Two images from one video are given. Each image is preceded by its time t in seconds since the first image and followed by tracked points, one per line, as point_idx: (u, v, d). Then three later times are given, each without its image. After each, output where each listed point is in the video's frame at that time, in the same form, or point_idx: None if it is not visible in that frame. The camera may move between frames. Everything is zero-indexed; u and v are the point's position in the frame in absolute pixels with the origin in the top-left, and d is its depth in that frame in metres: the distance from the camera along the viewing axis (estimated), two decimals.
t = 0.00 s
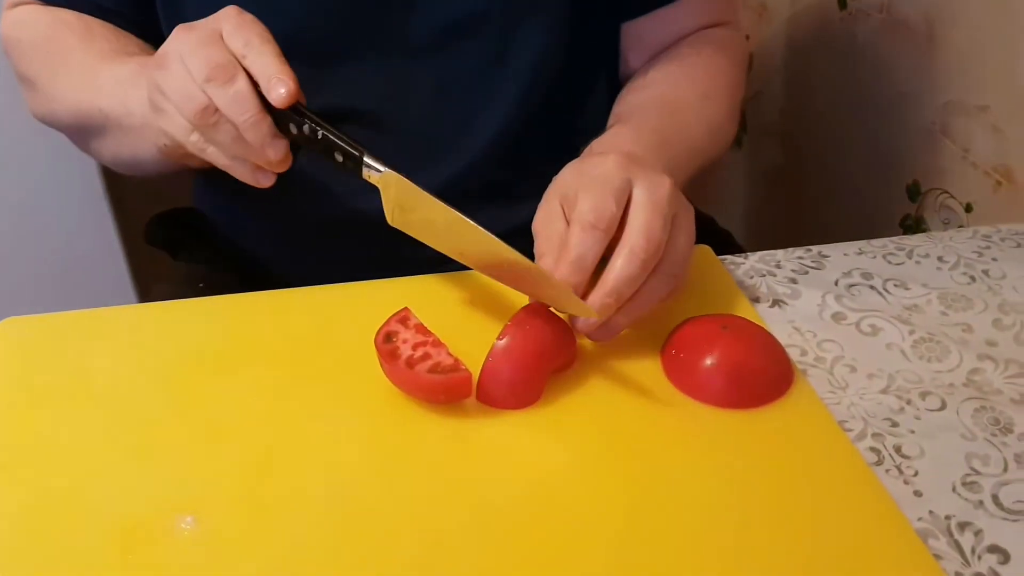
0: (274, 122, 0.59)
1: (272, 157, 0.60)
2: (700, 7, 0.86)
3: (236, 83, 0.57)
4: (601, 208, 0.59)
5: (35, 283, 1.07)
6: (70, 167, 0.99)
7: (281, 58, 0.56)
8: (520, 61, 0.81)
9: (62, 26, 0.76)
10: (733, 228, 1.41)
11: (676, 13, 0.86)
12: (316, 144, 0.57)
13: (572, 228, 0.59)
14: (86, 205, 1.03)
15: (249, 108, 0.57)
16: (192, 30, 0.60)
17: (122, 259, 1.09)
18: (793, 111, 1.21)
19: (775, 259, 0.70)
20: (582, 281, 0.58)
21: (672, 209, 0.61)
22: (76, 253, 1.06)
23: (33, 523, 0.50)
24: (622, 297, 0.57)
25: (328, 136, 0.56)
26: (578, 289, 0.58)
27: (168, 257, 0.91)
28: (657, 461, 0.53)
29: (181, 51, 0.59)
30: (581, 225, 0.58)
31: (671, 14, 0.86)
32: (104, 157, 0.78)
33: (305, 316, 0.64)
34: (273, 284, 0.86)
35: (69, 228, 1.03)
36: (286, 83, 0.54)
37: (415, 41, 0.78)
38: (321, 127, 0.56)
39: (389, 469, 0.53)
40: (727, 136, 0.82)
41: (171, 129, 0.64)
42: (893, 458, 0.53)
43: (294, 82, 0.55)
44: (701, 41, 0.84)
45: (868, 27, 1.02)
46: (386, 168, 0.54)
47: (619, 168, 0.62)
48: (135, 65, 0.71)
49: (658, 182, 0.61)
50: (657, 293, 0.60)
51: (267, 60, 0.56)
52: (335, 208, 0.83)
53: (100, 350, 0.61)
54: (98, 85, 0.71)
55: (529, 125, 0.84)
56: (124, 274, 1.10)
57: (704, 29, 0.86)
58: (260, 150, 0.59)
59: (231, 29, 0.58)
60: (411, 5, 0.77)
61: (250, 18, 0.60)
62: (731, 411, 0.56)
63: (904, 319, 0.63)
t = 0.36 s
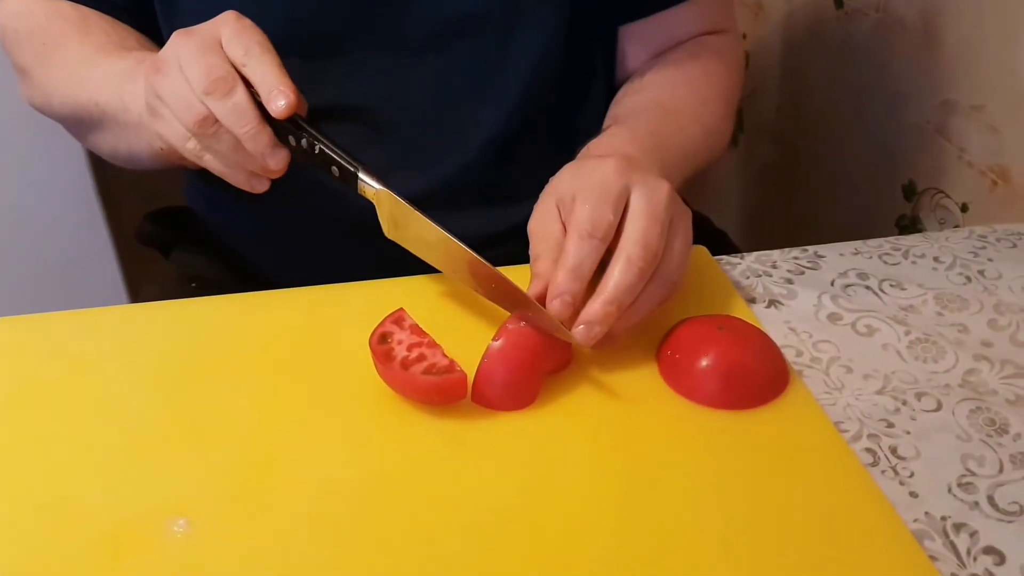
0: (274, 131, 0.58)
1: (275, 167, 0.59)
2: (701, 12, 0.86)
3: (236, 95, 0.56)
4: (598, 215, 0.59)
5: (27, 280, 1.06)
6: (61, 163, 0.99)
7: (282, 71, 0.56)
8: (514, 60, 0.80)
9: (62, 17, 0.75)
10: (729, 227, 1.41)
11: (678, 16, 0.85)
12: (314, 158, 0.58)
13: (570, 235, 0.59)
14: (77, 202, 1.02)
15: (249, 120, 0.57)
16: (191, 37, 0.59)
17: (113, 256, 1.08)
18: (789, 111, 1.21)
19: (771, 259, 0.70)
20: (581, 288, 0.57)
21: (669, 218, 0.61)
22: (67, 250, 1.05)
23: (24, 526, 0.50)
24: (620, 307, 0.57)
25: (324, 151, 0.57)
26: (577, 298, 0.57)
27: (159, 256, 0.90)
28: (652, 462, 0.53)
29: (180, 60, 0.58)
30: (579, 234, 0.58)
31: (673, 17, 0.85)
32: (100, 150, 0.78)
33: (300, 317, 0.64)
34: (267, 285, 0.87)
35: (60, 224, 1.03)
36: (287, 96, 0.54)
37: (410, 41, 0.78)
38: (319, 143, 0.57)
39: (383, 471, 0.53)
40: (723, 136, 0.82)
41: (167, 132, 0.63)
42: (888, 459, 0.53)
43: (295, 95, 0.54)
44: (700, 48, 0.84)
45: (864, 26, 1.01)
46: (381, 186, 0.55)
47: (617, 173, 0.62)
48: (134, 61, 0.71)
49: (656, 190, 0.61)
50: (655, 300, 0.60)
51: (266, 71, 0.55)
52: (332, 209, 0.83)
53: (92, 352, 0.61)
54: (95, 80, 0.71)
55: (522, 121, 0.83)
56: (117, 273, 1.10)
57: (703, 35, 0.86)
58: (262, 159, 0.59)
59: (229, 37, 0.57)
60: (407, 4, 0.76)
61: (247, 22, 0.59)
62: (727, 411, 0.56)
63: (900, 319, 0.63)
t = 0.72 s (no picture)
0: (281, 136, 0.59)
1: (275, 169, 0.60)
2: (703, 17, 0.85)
3: (244, 101, 0.57)
4: (598, 219, 0.59)
5: (22, 275, 1.06)
6: (57, 159, 0.98)
7: (273, 33, 0.55)
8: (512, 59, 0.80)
9: None
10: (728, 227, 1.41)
11: (682, 21, 0.85)
12: (320, 162, 0.58)
13: (568, 238, 0.59)
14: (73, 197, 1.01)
15: (252, 121, 0.57)
16: (192, 26, 0.58)
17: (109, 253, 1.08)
18: (788, 111, 1.21)
19: (770, 260, 0.70)
20: (578, 292, 0.57)
21: (668, 220, 0.61)
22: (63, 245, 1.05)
23: (20, 529, 0.50)
24: (616, 310, 0.57)
25: (330, 154, 0.57)
26: (574, 301, 0.57)
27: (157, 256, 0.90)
28: (651, 464, 0.53)
29: (184, 54, 0.58)
30: (577, 236, 0.58)
31: (676, 22, 0.85)
32: (90, 133, 0.78)
33: (298, 318, 0.64)
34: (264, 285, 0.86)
35: (55, 220, 1.02)
36: (276, 56, 0.53)
37: (409, 41, 0.78)
38: (325, 145, 0.57)
39: (380, 473, 0.52)
40: (722, 136, 0.81)
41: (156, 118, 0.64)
42: (887, 460, 0.53)
43: (286, 54, 0.54)
44: (702, 53, 0.84)
45: (863, 26, 1.01)
46: (386, 189, 0.55)
47: (617, 175, 0.62)
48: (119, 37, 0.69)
49: (655, 191, 0.61)
50: (653, 302, 0.60)
51: (258, 36, 0.55)
52: (330, 209, 0.83)
53: (88, 353, 0.61)
54: (80, 57, 0.70)
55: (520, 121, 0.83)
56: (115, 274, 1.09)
57: (703, 41, 0.86)
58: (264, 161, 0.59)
59: (229, 19, 0.57)
60: (406, 4, 0.76)
61: (249, 5, 0.58)
62: (725, 413, 0.56)
63: (898, 320, 0.63)
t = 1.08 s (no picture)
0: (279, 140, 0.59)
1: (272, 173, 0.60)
2: (705, 23, 0.85)
3: (242, 106, 0.57)
4: (599, 221, 0.59)
5: (23, 275, 1.06)
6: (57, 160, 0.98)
7: (270, 38, 0.55)
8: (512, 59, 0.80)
9: None
10: (728, 227, 1.41)
11: (683, 25, 0.85)
12: (321, 166, 0.58)
13: (569, 240, 0.59)
14: (73, 198, 1.01)
15: (250, 126, 0.57)
16: (189, 24, 0.58)
17: (110, 254, 1.07)
18: (788, 112, 1.21)
19: (770, 260, 0.70)
20: (580, 294, 0.57)
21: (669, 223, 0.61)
22: (63, 245, 1.05)
23: (19, 530, 0.50)
24: (619, 313, 0.57)
25: (333, 160, 0.57)
26: (575, 303, 0.57)
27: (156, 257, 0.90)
28: (651, 465, 0.53)
29: (181, 52, 0.58)
30: (578, 239, 0.58)
31: (677, 26, 0.85)
32: (75, 124, 0.76)
33: (297, 319, 0.64)
34: (263, 287, 0.86)
35: (56, 221, 1.02)
36: (273, 65, 0.53)
37: (409, 42, 0.78)
38: (327, 152, 0.57)
39: (380, 473, 0.52)
40: (721, 137, 0.81)
41: (142, 111, 0.63)
42: (886, 461, 0.53)
43: (282, 63, 0.53)
44: (703, 57, 0.84)
45: (862, 26, 1.01)
46: (389, 195, 0.55)
47: (617, 177, 0.62)
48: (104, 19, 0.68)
49: (656, 194, 0.61)
50: (654, 304, 0.60)
51: (255, 41, 0.54)
52: (330, 209, 0.83)
53: (87, 354, 0.61)
54: (66, 41, 0.69)
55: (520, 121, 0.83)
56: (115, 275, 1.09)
57: (704, 46, 0.86)
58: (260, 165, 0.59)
59: (225, 18, 0.56)
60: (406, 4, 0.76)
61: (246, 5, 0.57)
62: (725, 414, 0.56)
63: (898, 320, 0.63)
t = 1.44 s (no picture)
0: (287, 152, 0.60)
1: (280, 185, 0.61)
2: (706, 25, 0.85)
3: (254, 120, 0.57)
4: (600, 223, 0.59)
5: (20, 273, 1.05)
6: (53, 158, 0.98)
7: (287, 56, 0.54)
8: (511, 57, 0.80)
9: None
10: (727, 227, 1.41)
11: (684, 26, 0.85)
12: (333, 179, 0.58)
13: (569, 243, 0.58)
14: (70, 196, 1.01)
15: (261, 140, 0.58)
16: (199, 31, 0.57)
17: (107, 252, 1.07)
18: (787, 111, 1.21)
19: (769, 261, 0.70)
20: (580, 296, 0.57)
21: (670, 226, 0.60)
22: (60, 243, 1.04)
23: (16, 529, 0.49)
24: (620, 316, 0.57)
25: (347, 174, 0.57)
26: (575, 306, 0.57)
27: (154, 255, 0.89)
28: (651, 464, 0.53)
29: (191, 63, 0.57)
30: (579, 242, 0.58)
31: (678, 27, 0.85)
32: (66, 122, 0.75)
33: (295, 319, 0.64)
34: (261, 286, 0.86)
35: (53, 219, 1.02)
36: (293, 89, 0.52)
37: (409, 42, 0.78)
38: (340, 165, 0.57)
39: (378, 473, 0.52)
40: (720, 138, 0.81)
41: (142, 114, 0.61)
42: (886, 462, 0.52)
43: (303, 86, 0.53)
44: (702, 59, 0.84)
45: (862, 26, 1.01)
46: (404, 209, 0.55)
47: (618, 179, 0.62)
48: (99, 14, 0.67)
49: (657, 197, 0.61)
50: (655, 308, 0.59)
51: (271, 60, 0.54)
52: (328, 207, 0.83)
53: (85, 353, 0.61)
54: (61, 35, 0.67)
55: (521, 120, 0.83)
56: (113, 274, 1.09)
57: (704, 48, 0.86)
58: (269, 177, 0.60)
59: (239, 30, 0.56)
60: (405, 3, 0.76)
61: (260, 16, 0.56)
62: (724, 415, 0.56)
63: (898, 321, 0.63)
